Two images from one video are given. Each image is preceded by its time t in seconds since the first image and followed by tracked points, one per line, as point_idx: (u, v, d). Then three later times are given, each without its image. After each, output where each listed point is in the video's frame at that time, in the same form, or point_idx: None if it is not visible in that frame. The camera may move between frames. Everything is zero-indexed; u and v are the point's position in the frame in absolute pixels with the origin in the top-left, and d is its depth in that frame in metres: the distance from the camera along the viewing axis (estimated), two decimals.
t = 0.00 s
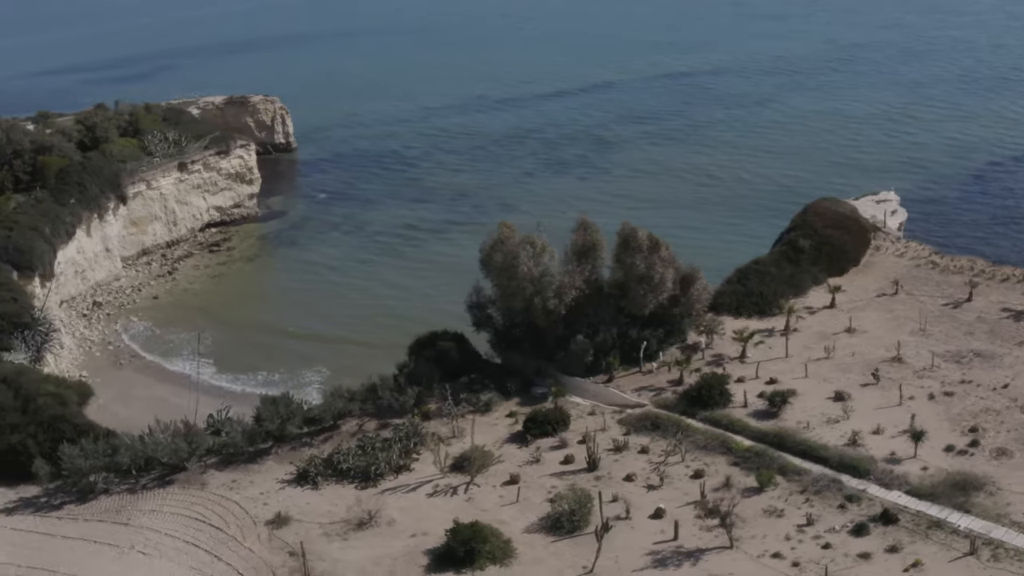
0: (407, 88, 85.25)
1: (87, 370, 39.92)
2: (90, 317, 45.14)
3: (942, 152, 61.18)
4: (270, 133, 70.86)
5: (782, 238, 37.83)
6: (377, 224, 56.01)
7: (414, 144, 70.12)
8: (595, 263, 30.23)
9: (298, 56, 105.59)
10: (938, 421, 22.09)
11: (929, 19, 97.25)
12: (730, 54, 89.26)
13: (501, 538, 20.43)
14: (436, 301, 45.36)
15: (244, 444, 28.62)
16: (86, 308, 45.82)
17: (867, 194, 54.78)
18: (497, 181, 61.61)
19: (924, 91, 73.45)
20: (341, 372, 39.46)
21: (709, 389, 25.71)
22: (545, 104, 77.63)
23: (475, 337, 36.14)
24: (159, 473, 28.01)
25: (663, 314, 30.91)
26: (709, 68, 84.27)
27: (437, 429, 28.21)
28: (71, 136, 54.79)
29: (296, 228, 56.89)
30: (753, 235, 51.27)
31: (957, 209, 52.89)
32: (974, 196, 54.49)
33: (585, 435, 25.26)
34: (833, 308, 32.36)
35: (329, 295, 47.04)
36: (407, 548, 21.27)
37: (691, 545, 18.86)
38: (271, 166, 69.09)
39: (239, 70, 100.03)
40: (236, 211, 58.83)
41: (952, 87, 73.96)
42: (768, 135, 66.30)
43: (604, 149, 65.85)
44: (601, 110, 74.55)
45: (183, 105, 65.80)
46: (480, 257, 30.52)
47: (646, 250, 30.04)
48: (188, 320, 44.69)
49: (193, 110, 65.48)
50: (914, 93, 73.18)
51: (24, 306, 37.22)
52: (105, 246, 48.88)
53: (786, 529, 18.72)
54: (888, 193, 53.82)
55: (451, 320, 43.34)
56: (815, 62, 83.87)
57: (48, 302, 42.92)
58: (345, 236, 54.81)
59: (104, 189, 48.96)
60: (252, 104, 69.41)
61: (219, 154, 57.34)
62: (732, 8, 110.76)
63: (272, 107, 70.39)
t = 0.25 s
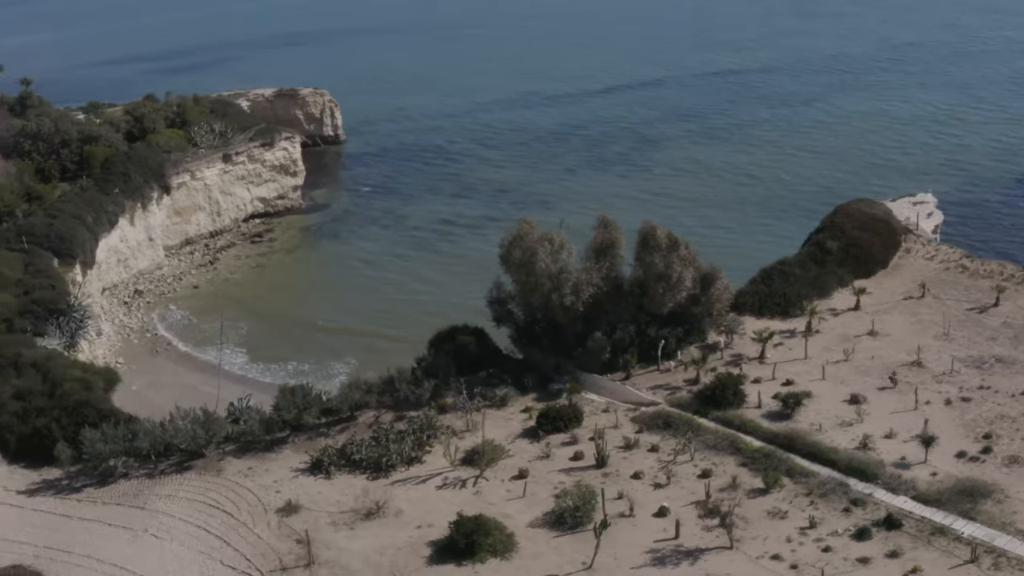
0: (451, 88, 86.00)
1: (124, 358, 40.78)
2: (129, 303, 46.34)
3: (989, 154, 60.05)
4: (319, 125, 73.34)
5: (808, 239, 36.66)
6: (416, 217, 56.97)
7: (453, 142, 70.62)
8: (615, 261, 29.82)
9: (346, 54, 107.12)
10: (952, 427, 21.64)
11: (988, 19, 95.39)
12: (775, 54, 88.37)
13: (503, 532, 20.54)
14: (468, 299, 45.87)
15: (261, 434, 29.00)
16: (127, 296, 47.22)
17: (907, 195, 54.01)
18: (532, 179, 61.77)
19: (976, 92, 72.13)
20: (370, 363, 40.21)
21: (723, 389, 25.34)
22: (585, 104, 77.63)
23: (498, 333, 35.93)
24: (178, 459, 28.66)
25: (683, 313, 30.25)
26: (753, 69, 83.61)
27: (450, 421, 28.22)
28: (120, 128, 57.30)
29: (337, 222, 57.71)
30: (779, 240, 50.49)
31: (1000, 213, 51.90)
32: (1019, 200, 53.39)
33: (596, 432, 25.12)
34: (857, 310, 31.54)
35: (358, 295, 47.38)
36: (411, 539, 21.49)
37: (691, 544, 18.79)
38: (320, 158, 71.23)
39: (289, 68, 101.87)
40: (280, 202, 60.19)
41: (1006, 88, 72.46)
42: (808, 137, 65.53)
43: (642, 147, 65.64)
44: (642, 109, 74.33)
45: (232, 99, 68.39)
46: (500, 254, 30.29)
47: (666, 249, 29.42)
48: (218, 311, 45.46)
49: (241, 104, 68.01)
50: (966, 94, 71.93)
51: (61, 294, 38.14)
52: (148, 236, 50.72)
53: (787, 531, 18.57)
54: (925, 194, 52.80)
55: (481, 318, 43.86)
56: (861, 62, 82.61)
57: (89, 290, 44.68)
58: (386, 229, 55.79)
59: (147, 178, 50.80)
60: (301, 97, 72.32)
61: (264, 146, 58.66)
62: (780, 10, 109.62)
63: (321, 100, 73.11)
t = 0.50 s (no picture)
0: (483, 89, 86.43)
1: (150, 346, 41.78)
2: (156, 293, 47.75)
3: None
4: (358, 119, 76.12)
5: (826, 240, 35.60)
6: (447, 213, 57.93)
7: (482, 142, 70.99)
8: (624, 260, 29.33)
9: (383, 56, 108.19)
10: (955, 430, 21.24)
11: None
12: (810, 56, 87.46)
13: (496, 526, 20.63)
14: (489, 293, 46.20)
15: (268, 424, 29.36)
16: (158, 285, 48.67)
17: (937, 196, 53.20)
18: (556, 179, 61.79)
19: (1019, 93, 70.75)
20: (390, 354, 40.80)
21: (726, 389, 25.08)
22: (616, 104, 77.45)
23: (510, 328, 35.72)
24: (188, 447, 29.27)
25: (693, 311, 29.77)
26: (788, 71, 82.86)
27: (455, 416, 28.25)
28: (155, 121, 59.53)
29: (370, 215, 59.83)
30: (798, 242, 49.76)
31: None
32: None
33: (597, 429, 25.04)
34: (870, 312, 30.69)
35: (376, 292, 47.66)
36: (407, 531, 21.66)
37: (682, 542, 18.76)
38: (362, 151, 73.93)
39: (326, 68, 103.25)
40: (315, 195, 62.45)
41: None
42: (838, 138, 64.76)
43: (671, 148, 65.36)
44: (672, 110, 74.01)
45: (273, 94, 71.17)
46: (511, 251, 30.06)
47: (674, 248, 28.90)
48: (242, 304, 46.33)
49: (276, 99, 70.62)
50: (1008, 95, 70.61)
51: (86, 283, 38.79)
52: (180, 226, 52.41)
53: (779, 533, 18.47)
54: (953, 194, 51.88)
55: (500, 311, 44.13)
56: (898, 64, 81.40)
57: (121, 278, 46.38)
58: (420, 220, 57.61)
59: (180, 170, 52.63)
60: (341, 91, 75.00)
61: (298, 140, 61.00)
62: (819, 12, 108.37)
63: (360, 95, 75.84)
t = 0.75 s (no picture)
0: (518, 88, 86.54)
1: (178, 335, 42.79)
2: (188, 282, 48.92)
3: None
4: (399, 113, 77.13)
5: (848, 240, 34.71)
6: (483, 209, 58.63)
7: (512, 140, 71.12)
8: (636, 257, 29.09)
9: (420, 53, 108.81)
10: (960, 436, 20.90)
11: None
12: (849, 57, 86.23)
13: (493, 519, 20.74)
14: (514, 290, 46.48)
15: (279, 415, 29.73)
16: (191, 276, 49.88)
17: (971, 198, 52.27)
18: (584, 177, 61.65)
19: None
20: (412, 347, 41.32)
21: (731, 389, 24.81)
22: (649, 104, 77.02)
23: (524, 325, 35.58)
24: (201, 435, 29.80)
25: (705, 310, 29.43)
26: (830, 71, 82.08)
27: (462, 409, 28.30)
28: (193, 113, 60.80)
29: (406, 208, 60.39)
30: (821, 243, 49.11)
31: None
32: None
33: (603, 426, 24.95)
34: (886, 314, 29.99)
35: (397, 288, 47.84)
36: (406, 522, 21.86)
37: (676, 541, 18.74)
38: (400, 144, 74.84)
39: (364, 65, 104.17)
40: (350, 188, 63.27)
41: None
42: (871, 140, 63.82)
43: (703, 147, 64.99)
44: (705, 110, 73.47)
45: (315, 88, 72.73)
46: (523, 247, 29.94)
47: (685, 247, 28.58)
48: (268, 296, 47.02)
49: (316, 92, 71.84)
50: None
51: (114, 272, 39.67)
52: (215, 218, 53.62)
53: (773, 533, 18.39)
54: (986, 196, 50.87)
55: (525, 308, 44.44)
56: (940, 65, 79.88)
57: (155, 268, 47.59)
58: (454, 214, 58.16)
59: (216, 162, 53.69)
60: (381, 85, 76.32)
61: (334, 133, 61.60)
62: (861, 13, 106.71)
63: (401, 89, 76.69)
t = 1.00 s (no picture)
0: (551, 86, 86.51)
1: (206, 326, 43.77)
2: (219, 272, 50.03)
3: None
4: (438, 108, 78.38)
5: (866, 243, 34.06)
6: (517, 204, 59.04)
7: (542, 138, 71.18)
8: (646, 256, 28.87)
9: (457, 51, 109.31)
10: (964, 441, 20.58)
11: None
12: (888, 58, 84.95)
13: (489, 512, 20.86)
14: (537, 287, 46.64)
15: (289, 406, 30.14)
16: (224, 266, 50.93)
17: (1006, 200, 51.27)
18: (610, 175, 61.49)
19: None
20: (434, 340, 41.77)
21: (737, 389, 24.54)
22: (681, 103, 76.56)
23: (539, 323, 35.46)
24: (214, 423, 30.34)
25: (717, 309, 29.12)
26: (871, 70, 81.13)
27: (470, 402, 28.34)
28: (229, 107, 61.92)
29: (441, 203, 61.23)
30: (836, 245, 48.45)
31: None
32: None
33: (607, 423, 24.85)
34: (902, 316, 29.37)
35: (418, 284, 48.04)
36: (406, 514, 22.06)
37: (670, 539, 18.73)
38: (439, 139, 75.73)
39: (401, 61, 104.92)
40: (385, 182, 64.74)
41: None
42: (905, 142, 62.89)
43: (736, 146, 64.70)
44: (738, 110, 72.94)
45: (354, 84, 74.48)
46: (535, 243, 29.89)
47: (696, 246, 28.31)
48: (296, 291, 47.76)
49: (353, 89, 72.96)
50: None
51: (142, 262, 40.66)
52: (249, 209, 54.52)
53: (767, 534, 18.30)
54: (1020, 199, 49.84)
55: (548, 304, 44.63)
56: (982, 67, 78.38)
57: (187, 259, 48.56)
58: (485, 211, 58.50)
59: (250, 155, 54.55)
60: (422, 80, 77.84)
61: (370, 128, 63.28)
62: (904, 14, 105.03)
63: (441, 84, 77.97)
